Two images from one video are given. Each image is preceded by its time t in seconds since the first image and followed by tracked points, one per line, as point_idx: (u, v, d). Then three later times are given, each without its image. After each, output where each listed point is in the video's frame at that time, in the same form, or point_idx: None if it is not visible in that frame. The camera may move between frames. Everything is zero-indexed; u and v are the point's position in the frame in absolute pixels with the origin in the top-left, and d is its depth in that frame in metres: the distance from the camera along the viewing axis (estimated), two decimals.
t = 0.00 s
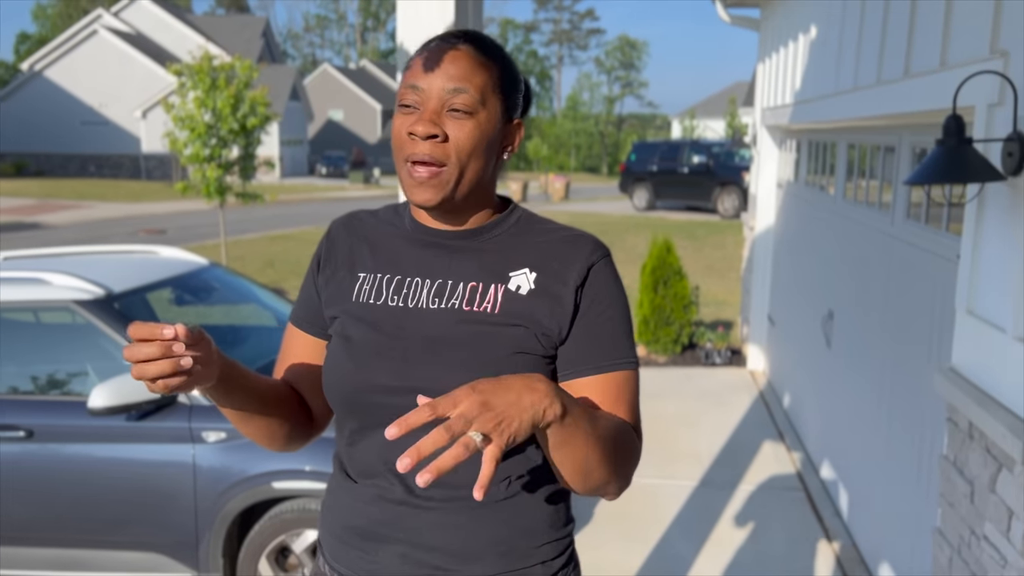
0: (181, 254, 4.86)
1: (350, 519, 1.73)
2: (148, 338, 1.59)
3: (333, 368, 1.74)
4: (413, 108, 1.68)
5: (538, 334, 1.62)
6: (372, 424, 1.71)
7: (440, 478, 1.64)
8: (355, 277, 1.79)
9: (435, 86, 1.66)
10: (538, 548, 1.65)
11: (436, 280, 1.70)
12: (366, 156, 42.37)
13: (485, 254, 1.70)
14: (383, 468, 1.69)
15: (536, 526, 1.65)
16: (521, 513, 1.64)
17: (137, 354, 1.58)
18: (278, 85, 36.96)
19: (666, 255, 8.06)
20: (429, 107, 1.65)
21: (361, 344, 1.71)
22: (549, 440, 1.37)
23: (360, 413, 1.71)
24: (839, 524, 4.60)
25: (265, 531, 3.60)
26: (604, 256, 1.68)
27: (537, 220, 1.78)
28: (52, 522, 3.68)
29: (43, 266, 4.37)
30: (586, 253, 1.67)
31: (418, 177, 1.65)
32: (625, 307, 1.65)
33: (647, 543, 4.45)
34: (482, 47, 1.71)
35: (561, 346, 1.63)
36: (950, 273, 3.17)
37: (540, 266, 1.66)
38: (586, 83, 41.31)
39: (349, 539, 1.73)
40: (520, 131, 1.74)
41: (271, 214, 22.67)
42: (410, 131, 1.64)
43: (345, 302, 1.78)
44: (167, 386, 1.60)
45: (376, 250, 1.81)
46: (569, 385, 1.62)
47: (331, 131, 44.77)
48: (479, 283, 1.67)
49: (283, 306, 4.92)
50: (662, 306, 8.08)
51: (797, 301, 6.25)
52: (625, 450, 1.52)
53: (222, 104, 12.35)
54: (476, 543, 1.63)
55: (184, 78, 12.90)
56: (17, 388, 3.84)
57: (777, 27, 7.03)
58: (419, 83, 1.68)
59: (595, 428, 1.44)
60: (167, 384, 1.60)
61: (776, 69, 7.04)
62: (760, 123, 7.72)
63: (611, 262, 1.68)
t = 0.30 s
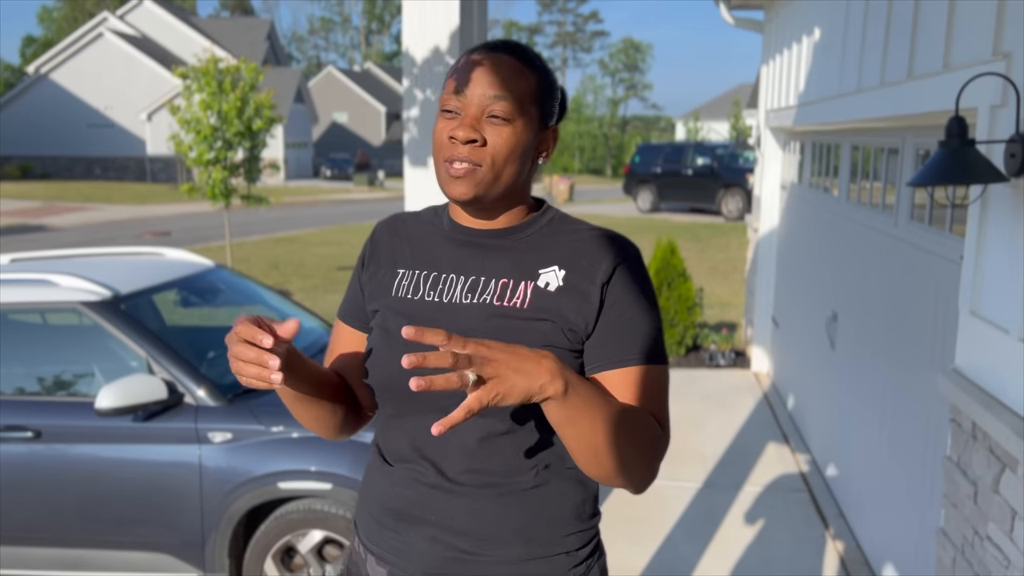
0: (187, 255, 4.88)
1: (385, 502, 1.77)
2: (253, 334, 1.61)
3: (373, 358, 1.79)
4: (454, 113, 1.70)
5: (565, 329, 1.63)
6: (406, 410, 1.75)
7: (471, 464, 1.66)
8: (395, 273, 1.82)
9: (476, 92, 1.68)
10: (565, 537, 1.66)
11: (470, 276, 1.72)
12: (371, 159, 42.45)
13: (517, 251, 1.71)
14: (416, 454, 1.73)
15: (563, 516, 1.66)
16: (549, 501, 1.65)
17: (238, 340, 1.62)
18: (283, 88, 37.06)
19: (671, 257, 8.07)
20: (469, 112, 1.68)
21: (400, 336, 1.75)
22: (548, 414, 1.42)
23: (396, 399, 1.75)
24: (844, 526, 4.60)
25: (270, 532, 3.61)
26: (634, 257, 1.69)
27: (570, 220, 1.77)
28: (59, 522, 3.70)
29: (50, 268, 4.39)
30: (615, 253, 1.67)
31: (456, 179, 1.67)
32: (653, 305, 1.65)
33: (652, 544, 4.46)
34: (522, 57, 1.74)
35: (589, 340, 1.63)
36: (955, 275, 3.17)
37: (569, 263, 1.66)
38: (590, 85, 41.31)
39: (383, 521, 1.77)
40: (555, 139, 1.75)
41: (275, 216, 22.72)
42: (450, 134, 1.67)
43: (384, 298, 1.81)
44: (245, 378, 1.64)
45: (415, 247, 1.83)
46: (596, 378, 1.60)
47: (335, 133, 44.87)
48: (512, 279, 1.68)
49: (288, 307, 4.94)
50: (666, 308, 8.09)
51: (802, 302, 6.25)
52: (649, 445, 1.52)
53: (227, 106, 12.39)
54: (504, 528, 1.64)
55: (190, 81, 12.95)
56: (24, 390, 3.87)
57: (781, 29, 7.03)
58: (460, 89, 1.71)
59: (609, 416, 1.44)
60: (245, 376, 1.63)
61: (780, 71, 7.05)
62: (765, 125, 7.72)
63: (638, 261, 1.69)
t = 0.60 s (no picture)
0: (187, 258, 4.89)
1: (440, 491, 1.86)
2: (328, 288, 1.81)
3: (426, 352, 1.86)
4: (505, 116, 1.79)
5: (612, 324, 1.69)
6: (459, 402, 1.82)
7: (521, 454, 1.74)
8: (449, 270, 1.91)
9: (526, 97, 1.77)
10: (612, 521, 1.75)
11: (520, 273, 1.80)
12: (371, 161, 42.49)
13: (566, 249, 1.79)
14: (470, 444, 1.81)
15: (610, 502, 1.74)
16: (595, 488, 1.73)
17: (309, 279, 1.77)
18: (284, 91, 37.10)
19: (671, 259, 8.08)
20: (520, 116, 1.76)
21: (454, 331, 1.82)
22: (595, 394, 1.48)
23: (449, 391, 1.83)
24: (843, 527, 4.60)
25: (271, 534, 3.62)
26: (677, 254, 1.73)
27: (617, 221, 1.85)
28: (60, 524, 3.71)
29: (51, 271, 4.41)
30: (658, 251, 1.73)
31: (506, 179, 1.77)
32: (696, 299, 1.71)
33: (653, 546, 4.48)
34: (571, 64, 1.82)
35: (633, 334, 1.69)
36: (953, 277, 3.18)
37: (614, 261, 1.73)
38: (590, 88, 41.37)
39: (438, 509, 1.86)
40: (603, 142, 1.82)
41: (275, 219, 22.73)
42: (501, 137, 1.76)
43: (440, 293, 1.90)
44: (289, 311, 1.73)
45: (469, 245, 1.92)
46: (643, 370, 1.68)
47: (335, 136, 44.92)
48: (562, 277, 1.75)
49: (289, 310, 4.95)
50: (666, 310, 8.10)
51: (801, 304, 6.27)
52: (692, 435, 1.63)
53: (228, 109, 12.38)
54: (554, 516, 1.73)
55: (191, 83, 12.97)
56: (25, 392, 3.89)
57: (780, 32, 7.05)
58: (512, 94, 1.80)
59: (656, 406, 1.55)
60: (292, 309, 1.74)
61: (779, 74, 7.07)
62: (764, 127, 7.74)
63: (682, 258, 1.74)
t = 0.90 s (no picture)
0: (184, 261, 4.90)
1: (478, 476, 1.92)
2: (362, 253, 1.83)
3: (463, 346, 1.91)
4: (547, 122, 1.82)
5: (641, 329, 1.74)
6: (495, 394, 1.88)
7: (555, 440, 1.80)
8: (485, 267, 1.95)
9: (570, 104, 1.80)
10: (642, 496, 1.81)
11: (553, 274, 1.85)
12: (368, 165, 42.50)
13: (598, 252, 1.84)
14: (505, 431, 1.87)
15: (639, 480, 1.80)
16: (626, 469, 1.79)
17: (343, 225, 1.83)
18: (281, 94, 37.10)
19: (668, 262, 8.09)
20: (563, 122, 1.79)
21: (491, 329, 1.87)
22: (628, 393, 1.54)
23: (485, 385, 1.89)
24: (840, 530, 4.60)
25: (267, 536, 3.62)
26: (704, 255, 1.79)
27: (649, 222, 1.89)
28: (55, 527, 3.71)
29: (47, 274, 4.41)
30: (686, 254, 1.78)
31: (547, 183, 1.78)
32: (722, 302, 1.76)
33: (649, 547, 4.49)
34: (613, 75, 1.85)
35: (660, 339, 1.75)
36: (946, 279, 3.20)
37: (643, 266, 1.78)
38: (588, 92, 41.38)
39: (477, 493, 1.93)
40: (639, 153, 1.86)
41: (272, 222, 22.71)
42: (544, 142, 1.78)
43: (475, 289, 1.94)
44: (298, 233, 1.76)
45: (503, 242, 1.96)
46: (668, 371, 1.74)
47: (333, 139, 44.92)
48: (592, 280, 1.80)
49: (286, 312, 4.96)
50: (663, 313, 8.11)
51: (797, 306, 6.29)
52: (721, 430, 1.67)
53: (225, 112, 12.38)
54: (587, 494, 1.79)
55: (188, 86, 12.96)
56: (22, 395, 3.89)
57: (776, 36, 7.07)
58: (555, 101, 1.82)
59: (688, 402, 1.60)
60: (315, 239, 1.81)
61: (775, 78, 7.10)
62: (760, 131, 7.76)
63: (710, 261, 1.79)
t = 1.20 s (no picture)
0: (178, 264, 4.89)
1: (487, 468, 1.93)
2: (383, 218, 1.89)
3: (474, 343, 1.92)
4: (558, 130, 1.81)
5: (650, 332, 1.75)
6: (504, 390, 1.88)
7: (560, 435, 1.81)
8: (497, 266, 1.96)
9: (581, 112, 1.79)
10: (643, 488, 1.81)
11: (564, 276, 1.87)
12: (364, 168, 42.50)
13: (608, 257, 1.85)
14: (512, 426, 1.88)
15: (642, 472, 1.81)
16: (629, 462, 1.80)
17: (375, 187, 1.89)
18: (277, 97, 37.09)
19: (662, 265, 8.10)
20: (574, 130, 1.79)
21: (501, 328, 1.88)
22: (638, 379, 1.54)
23: (494, 382, 1.89)
24: (833, 531, 4.61)
25: (261, 540, 3.61)
26: (710, 260, 1.80)
27: (658, 227, 1.91)
28: (47, 531, 3.70)
29: (40, 277, 4.41)
30: (693, 258, 1.79)
31: (558, 191, 1.78)
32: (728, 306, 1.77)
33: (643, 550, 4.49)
34: (621, 85, 1.85)
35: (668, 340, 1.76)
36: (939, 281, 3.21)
37: (650, 269, 1.80)
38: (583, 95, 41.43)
39: (486, 484, 1.94)
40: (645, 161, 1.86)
41: (268, 225, 22.69)
42: (556, 149, 1.78)
43: (485, 289, 1.95)
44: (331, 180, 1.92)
45: (514, 243, 1.97)
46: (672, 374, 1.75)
47: (329, 142, 44.91)
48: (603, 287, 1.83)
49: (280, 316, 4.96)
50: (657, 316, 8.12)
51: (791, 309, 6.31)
52: (728, 427, 1.68)
53: (220, 115, 12.36)
54: (589, 486, 1.80)
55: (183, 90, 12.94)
56: (15, 398, 3.88)
57: (770, 40, 7.09)
58: (565, 109, 1.82)
59: (698, 396, 1.60)
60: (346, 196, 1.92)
61: (769, 81, 7.11)
62: (754, 134, 7.78)
63: (716, 266, 1.80)
